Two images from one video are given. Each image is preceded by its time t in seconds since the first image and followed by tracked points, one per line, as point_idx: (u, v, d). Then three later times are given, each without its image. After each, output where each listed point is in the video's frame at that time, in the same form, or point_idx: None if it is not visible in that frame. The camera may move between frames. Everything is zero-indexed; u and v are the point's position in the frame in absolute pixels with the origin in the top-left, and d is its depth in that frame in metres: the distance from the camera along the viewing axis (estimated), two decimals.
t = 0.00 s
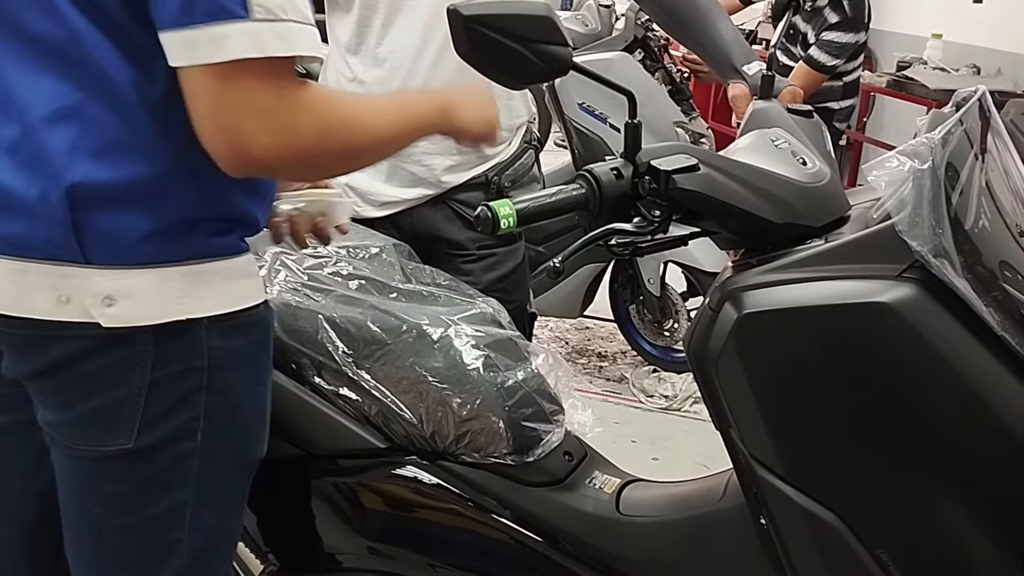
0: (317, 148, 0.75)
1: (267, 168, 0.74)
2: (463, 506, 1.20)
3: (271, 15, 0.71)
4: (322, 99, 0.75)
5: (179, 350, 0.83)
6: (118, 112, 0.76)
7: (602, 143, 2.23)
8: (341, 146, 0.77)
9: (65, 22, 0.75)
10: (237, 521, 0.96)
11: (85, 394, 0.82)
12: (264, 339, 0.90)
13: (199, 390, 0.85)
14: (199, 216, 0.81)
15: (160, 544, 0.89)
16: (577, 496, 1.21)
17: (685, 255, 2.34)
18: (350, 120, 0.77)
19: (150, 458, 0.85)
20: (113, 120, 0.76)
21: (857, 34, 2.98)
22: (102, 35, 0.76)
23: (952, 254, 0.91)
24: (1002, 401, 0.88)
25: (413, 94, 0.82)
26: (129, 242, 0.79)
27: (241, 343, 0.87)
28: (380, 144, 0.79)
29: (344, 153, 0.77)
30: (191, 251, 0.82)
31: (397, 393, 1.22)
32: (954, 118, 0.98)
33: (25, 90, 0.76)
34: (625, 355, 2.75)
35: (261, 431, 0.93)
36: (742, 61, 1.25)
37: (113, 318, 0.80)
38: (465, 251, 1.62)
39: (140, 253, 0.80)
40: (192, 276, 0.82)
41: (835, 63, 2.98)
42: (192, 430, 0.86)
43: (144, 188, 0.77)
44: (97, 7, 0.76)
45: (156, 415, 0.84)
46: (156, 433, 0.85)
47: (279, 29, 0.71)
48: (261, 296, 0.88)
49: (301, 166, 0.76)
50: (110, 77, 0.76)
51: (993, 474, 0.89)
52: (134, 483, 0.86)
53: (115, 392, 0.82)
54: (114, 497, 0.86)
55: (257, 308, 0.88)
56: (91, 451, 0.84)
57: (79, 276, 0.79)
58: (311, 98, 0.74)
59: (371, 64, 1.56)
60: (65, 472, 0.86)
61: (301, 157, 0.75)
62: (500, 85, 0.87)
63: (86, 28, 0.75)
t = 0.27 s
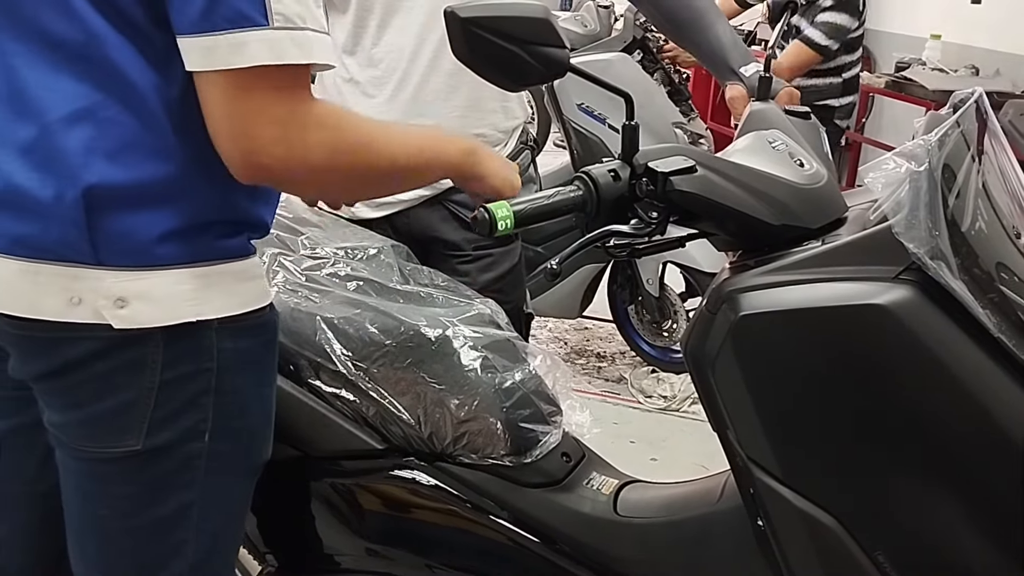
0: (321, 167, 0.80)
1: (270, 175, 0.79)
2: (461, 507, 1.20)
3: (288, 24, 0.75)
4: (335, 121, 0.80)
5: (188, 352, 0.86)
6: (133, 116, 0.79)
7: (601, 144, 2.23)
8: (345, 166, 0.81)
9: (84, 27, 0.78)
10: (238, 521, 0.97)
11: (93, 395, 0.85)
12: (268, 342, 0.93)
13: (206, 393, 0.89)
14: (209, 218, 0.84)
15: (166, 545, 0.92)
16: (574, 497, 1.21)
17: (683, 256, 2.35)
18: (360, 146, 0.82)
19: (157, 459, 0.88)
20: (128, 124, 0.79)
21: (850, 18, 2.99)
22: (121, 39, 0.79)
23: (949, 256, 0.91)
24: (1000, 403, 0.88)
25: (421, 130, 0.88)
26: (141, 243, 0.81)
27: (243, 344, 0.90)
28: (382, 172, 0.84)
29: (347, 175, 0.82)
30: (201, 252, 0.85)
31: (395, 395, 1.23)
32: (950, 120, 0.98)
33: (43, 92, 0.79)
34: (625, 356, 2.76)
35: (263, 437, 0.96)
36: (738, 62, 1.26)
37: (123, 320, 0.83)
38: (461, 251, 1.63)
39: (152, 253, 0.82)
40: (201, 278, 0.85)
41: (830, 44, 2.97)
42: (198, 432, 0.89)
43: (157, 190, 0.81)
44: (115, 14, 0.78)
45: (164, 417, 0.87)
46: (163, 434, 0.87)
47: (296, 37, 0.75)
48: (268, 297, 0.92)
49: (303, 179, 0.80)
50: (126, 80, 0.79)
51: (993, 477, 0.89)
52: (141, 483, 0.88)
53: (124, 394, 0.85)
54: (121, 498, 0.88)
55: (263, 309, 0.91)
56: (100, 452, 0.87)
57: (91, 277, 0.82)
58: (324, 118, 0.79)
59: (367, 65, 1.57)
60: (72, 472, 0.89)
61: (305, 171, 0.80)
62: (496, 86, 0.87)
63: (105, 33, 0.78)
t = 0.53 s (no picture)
0: (306, 188, 0.75)
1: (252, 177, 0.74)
2: (460, 509, 1.19)
3: (295, 22, 0.72)
4: (334, 149, 0.76)
5: (199, 352, 0.86)
6: (145, 116, 0.79)
7: (601, 144, 2.22)
8: (332, 199, 0.77)
9: (95, 27, 0.78)
10: (242, 524, 0.97)
11: (100, 396, 0.85)
12: (275, 343, 0.92)
13: (214, 393, 0.88)
14: (221, 219, 0.84)
15: (170, 547, 0.91)
16: (572, 498, 1.21)
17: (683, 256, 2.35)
18: (354, 186, 0.77)
19: (163, 461, 0.88)
20: (142, 126, 0.79)
21: None
22: (133, 40, 0.78)
23: (948, 258, 0.90)
24: (999, 404, 0.87)
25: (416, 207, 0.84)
26: (153, 245, 0.81)
27: (250, 345, 0.89)
28: (366, 228, 0.80)
29: (329, 213, 0.77)
30: (214, 253, 0.85)
31: (393, 398, 1.22)
32: (950, 120, 0.98)
33: (55, 91, 0.79)
34: (624, 356, 2.76)
35: (268, 441, 0.95)
36: (735, 63, 1.26)
37: (133, 321, 0.83)
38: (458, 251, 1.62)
39: (164, 255, 0.82)
40: (213, 279, 0.85)
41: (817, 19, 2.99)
42: (205, 433, 0.89)
43: (170, 191, 0.80)
44: (129, 14, 0.78)
45: (170, 418, 0.86)
46: (170, 435, 0.87)
47: (302, 37, 0.73)
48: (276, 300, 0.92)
49: (285, 196, 0.75)
50: (136, 80, 0.78)
51: (991, 479, 0.88)
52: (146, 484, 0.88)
53: (132, 394, 0.85)
54: (124, 500, 0.88)
55: (271, 310, 0.91)
56: (108, 453, 0.86)
57: (102, 278, 0.82)
58: (326, 144, 0.75)
59: (362, 65, 1.57)
60: (79, 473, 0.89)
61: (291, 185, 0.75)
62: (498, 87, 0.87)
63: (116, 33, 0.78)
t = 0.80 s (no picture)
0: (225, 168, 0.72)
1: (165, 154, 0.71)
2: (461, 510, 1.19)
3: None
4: (267, 133, 0.73)
5: (193, 353, 0.86)
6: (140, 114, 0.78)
7: (600, 144, 2.22)
8: (256, 181, 0.73)
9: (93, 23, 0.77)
10: (240, 525, 0.96)
11: (99, 395, 0.84)
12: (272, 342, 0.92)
13: (212, 395, 0.88)
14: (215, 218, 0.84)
15: (167, 548, 0.91)
16: (571, 498, 1.20)
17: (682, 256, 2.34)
18: (282, 169, 0.74)
19: (159, 462, 0.87)
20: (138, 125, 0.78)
21: None
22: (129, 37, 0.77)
23: (949, 256, 0.90)
24: (1000, 402, 0.87)
25: (362, 203, 0.80)
26: (149, 244, 0.82)
27: (241, 346, 0.89)
28: (297, 219, 0.75)
29: (255, 199, 0.73)
30: (208, 253, 0.85)
31: (392, 397, 1.22)
32: (950, 119, 0.98)
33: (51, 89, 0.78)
34: (623, 356, 2.75)
35: (268, 441, 0.96)
36: (725, 63, 1.25)
37: (131, 321, 0.83)
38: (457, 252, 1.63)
39: (160, 253, 0.83)
40: (209, 279, 0.85)
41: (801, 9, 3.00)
42: (202, 434, 0.88)
43: (166, 191, 0.80)
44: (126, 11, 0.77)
45: (167, 419, 0.86)
46: (169, 436, 0.86)
47: (225, 11, 0.70)
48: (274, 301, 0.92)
49: (201, 177, 0.72)
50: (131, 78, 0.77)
51: (992, 478, 0.88)
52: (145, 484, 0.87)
53: (130, 395, 0.84)
54: (121, 501, 0.87)
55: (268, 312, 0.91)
56: (106, 453, 0.86)
57: (97, 277, 0.81)
58: (253, 122, 0.72)
59: (359, 64, 1.60)
60: (78, 473, 0.88)
61: (208, 164, 0.71)
62: (505, 81, 0.86)
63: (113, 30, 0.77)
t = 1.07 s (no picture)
0: (241, 174, 0.75)
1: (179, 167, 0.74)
2: (462, 510, 1.19)
3: (227, 11, 0.72)
4: (272, 135, 0.75)
5: (179, 355, 0.85)
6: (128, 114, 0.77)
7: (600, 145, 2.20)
8: (273, 182, 0.76)
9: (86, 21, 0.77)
10: (234, 525, 0.96)
11: (92, 395, 0.84)
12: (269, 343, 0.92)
13: (205, 397, 0.88)
14: (205, 219, 0.83)
15: (162, 548, 0.91)
16: (571, 498, 1.20)
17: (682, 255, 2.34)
18: (295, 165, 0.76)
19: (153, 462, 0.87)
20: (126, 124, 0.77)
21: None
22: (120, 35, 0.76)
23: (950, 254, 0.90)
24: (1001, 401, 0.87)
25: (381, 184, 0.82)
26: (136, 244, 0.81)
27: (237, 346, 0.89)
28: (320, 211, 0.78)
29: (277, 200, 0.77)
30: (196, 255, 0.84)
31: (391, 396, 1.22)
32: (950, 119, 0.98)
33: (42, 89, 0.78)
34: (623, 356, 2.75)
35: (262, 441, 0.96)
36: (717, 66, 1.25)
37: (121, 322, 0.82)
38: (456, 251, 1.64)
39: (148, 253, 0.81)
40: (198, 279, 0.84)
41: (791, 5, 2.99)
42: (196, 436, 0.88)
43: (154, 191, 0.79)
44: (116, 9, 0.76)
45: (160, 419, 0.86)
46: (160, 438, 0.86)
47: (231, 28, 0.72)
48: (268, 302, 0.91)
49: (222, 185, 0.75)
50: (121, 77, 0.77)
51: (992, 477, 0.88)
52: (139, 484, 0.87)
53: (121, 396, 0.84)
54: (116, 501, 0.87)
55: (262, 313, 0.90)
56: (98, 455, 0.85)
57: (87, 277, 0.81)
58: (252, 125, 0.74)
59: (359, 63, 1.62)
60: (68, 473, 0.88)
61: (225, 173, 0.74)
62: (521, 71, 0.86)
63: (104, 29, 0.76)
